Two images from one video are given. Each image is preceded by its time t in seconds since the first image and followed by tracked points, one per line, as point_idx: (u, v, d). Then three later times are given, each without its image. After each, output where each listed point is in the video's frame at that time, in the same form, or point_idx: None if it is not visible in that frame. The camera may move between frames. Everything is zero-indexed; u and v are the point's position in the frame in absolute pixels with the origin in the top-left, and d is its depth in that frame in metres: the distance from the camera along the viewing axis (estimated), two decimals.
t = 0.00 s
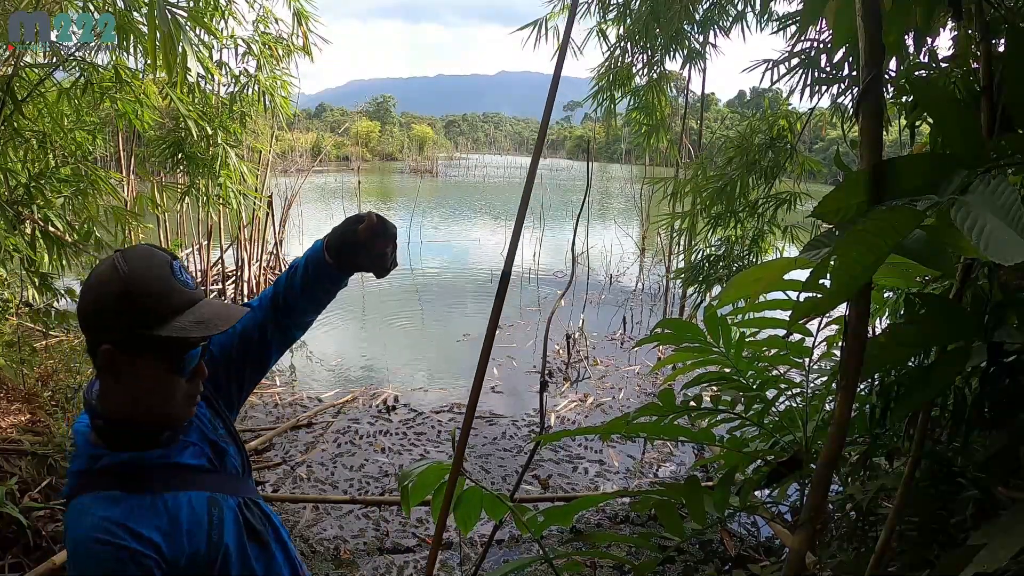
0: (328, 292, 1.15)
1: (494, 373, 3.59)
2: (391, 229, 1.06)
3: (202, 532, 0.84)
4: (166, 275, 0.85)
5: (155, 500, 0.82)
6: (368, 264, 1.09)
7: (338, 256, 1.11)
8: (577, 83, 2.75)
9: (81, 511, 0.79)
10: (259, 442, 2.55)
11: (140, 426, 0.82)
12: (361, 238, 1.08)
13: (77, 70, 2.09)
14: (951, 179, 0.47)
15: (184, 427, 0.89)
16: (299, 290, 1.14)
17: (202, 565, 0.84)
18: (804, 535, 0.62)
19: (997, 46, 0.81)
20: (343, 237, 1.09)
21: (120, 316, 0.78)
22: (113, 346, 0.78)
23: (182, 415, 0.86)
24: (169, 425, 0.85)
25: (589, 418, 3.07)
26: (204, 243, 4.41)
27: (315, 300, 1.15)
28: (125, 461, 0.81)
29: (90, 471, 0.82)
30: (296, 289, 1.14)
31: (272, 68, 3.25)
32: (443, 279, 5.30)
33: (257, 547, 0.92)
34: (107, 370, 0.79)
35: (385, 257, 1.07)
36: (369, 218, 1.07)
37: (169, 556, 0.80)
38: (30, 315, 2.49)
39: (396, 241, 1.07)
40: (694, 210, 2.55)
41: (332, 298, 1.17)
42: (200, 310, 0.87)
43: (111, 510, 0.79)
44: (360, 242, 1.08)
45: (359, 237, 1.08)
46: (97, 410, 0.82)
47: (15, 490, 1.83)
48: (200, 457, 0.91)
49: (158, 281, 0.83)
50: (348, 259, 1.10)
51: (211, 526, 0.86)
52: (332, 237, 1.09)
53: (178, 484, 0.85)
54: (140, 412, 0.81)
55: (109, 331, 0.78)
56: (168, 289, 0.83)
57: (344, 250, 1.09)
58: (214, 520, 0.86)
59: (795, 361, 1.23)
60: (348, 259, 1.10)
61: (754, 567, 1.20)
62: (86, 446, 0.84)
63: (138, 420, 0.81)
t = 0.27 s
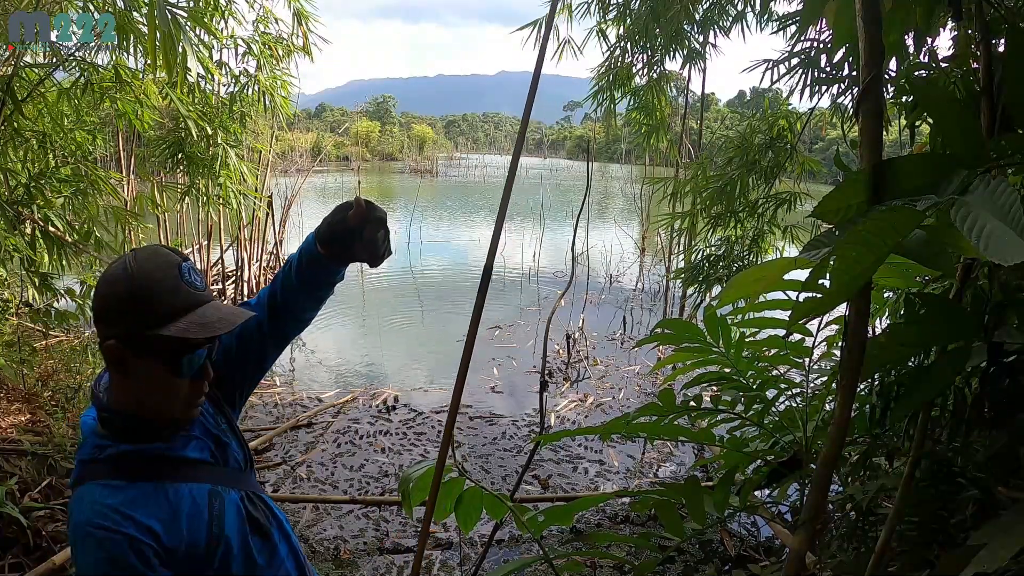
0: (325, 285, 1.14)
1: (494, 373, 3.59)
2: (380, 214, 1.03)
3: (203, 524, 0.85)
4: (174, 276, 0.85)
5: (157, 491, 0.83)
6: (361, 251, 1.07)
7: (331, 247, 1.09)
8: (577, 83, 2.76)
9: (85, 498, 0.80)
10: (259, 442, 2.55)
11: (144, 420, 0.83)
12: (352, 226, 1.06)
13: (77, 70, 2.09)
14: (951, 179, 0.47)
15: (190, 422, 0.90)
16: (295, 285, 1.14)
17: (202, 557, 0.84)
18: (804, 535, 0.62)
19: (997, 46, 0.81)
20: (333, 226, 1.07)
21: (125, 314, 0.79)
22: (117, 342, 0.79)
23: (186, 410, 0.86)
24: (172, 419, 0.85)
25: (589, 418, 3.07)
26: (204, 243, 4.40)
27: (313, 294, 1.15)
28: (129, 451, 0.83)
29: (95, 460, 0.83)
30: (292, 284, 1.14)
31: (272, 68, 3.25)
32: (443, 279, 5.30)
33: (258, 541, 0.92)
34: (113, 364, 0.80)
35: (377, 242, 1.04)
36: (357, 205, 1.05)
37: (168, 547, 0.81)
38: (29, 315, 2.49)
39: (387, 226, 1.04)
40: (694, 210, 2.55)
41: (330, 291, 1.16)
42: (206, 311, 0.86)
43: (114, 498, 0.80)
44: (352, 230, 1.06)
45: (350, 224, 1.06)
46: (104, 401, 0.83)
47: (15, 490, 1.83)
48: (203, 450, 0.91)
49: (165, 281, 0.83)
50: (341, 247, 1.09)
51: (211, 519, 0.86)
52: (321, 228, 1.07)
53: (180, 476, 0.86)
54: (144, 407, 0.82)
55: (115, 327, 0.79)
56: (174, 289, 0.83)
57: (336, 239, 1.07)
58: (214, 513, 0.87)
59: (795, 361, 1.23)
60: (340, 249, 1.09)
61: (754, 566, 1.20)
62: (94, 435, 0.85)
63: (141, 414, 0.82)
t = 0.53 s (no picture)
0: (323, 283, 1.14)
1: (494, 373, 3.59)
2: (378, 210, 1.03)
3: (202, 513, 0.86)
4: (182, 273, 0.86)
5: (158, 479, 0.84)
6: (358, 248, 1.07)
7: (328, 245, 1.09)
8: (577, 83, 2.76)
9: (87, 484, 0.80)
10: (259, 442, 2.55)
11: (149, 412, 0.84)
12: (349, 223, 1.06)
13: (76, 69, 2.09)
14: (951, 179, 0.47)
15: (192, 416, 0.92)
16: (294, 283, 1.14)
17: (200, 546, 0.86)
18: (804, 535, 0.62)
19: (997, 46, 0.81)
20: (330, 223, 1.07)
21: (135, 309, 0.80)
22: (127, 335, 0.79)
23: (191, 403, 0.88)
24: (175, 411, 0.86)
25: (589, 418, 3.07)
26: (204, 243, 4.40)
27: (311, 292, 1.15)
28: (132, 440, 0.83)
29: (97, 449, 0.83)
30: (290, 282, 1.14)
31: (272, 68, 3.24)
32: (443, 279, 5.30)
33: (255, 532, 0.94)
34: (120, 357, 0.81)
35: (375, 239, 1.04)
36: (353, 202, 1.05)
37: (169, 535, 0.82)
38: (29, 315, 2.48)
39: (384, 223, 1.04)
40: (694, 210, 2.54)
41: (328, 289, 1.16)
42: (213, 309, 0.88)
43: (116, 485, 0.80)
44: (349, 227, 1.06)
45: (347, 221, 1.06)
46: (108, 393, 0.84)
47: (15, 491, 1.82)
48: (202, 442, 0.93)
49: (173, 277, 0.83)
50: (338, 244, 1.09)
51: (211, 508, 0.88)
52: (319, 225, 1.07)
53: (180, 467, 0.87)
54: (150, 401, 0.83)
55: (124, 321, 0.80)
56: (183, 286, 0.84)
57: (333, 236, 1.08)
58: (214, 502, 0.88)
59: (795, 361, 1.23)
60: (338, 246, 1.09)
61: (754, 566, 1.20)
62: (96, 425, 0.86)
63: (147, 407, 0.84)
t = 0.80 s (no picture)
0: (316, 286, 1.15)
1: (493, 373, 3.59)
2: (369, 214, 1.05)
3: (203, 508, 0.87)
4: (187, 270, 0.87)
5: (159, 474, 0.84)
6: (350, 251, 1.09)
7: (321, 248, 1.10)
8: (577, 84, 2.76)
9: (88, 478, 0.80)
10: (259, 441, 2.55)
11: (153, 406, 0.85)
12: (340, 227, 1.08)
13: (77, 69, 2.10)
14: (951, 179, 0.47)
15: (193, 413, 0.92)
16: (288, 286, 1.14)
17: (201, 541, 0.86)
18: (804, 535, 0.62)
19: (997, 46, 0.81)
20: (322, 227, 1.08)
21: (141, 305, 0.81)
22: (131, 331, 0.81)
23: (193, 400, 0.88)
24: (178, 407, 0.87)
25: (589, 418, 3.07)
26: (204, 243, 4.40)
27: (305, 295, 1.15)
28: (134, 434, 0.84)
29: (99, 443, 0.84)
30: (284, 285, 1.14)
31: (272, 68, 3.24)
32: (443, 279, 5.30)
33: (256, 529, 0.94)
34: (126, 352, 0.82)
35: (366, 242, 1.07)
36: (345, 205, 1.07)
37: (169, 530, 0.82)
38: (30, 315, 2.49)
39: (375, 226, 1.07)
40: (694, 210, 2.55)
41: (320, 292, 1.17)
42: (218, 306, 0.89)
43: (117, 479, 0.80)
44: (340, 230, 1.08)
45: (338, 225, 1.08)
46: (113, 389, 0.85)
47: (15, 491, 1.82)
48: (202, 438, 0.94)
49: (179, 274, 0.84)
50: (329, 247, 1.10)
51: (212, 503, 0.88)
52: (311, 229, 1.08)
53: (182, 463, 0.87)
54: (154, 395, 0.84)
55: (129, 317, 0.81)
56: (189, 283, 0.85)
57: (325, 239, 1.08)
58: (214, 498, 0.89)
59: (795, 361, 1.23)
60: (330, 249, 1.10)
61: (754, 567, 1.20)
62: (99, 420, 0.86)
63: (150, 403, 0.84)
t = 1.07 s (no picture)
0: (312, 282, 1.15)
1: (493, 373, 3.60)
2: (362, 210, 1.05)
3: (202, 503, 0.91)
4: (179, 269, 0.89)
5: (162, 469, 0.87)
6: (344, 248, 1.09)
7: (316, 245, 1.10)
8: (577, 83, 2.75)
9: (92, 471, 0.83)
10: (259, 441, 2.55)
11: (152, 402, 0.87)
12: (335, 223, 1.08)
13: (77, 69, 2.10)
14: (952, 179, 0.47)
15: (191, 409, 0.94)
16: (283, 283, 1.14)
17: (200, 531, 0.91)
18: (803, 535, 0.62)
19: (997, 46, 0.81)
20: (317, 223, 1.08)
21: (137, 303, 0.83)
22: (127, 330, 0.83)
23: (191, 396, 0.91)
24: (177, 403, 0.90)
25: (589, 417, 3.07)
26: (204, 243, 4.40)
27: (301, 292, 1.15)
28: (135, 429, 0.86)
29: (100, 436, 0.86)
30: (280, 282, 1.14)
31: (272, 68, 3.24)
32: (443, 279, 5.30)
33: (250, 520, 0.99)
34: (123, 350, 0.84)
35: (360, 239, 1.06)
36: (339, 202, 1.06)
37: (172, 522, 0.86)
38: (30, 315, 2.49)
39: (369, 222, 1.06)
40: (694, 210, 2.55)
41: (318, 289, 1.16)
42: (211, 303, 0.91)
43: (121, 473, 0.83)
44: (335, 227, 1.08)
45: (333, 221, 1.08)
46: (110, 387, 0.87)
47: (15, 490, 1.82)
48: (201, 433, 0.97)
49: (173, 272, 0.87)
50: (324, 243, 1.10)
51: (211, 497, 0.92)
52: (305, 225, 1.08)
53: (183, 457, 0.91)
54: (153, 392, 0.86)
55: (125, 315, 0.83)
56: (182, 280, 0.87)
57: (319, 235, 1.08)
58: (214, 492, 0.93)
59: (796, 361, 1.23)
60: (326, 246, 1.10)
61: (754, 567, 1.20)
62: (96, 415, 0.88)
63: (149, 400, 0.87)
